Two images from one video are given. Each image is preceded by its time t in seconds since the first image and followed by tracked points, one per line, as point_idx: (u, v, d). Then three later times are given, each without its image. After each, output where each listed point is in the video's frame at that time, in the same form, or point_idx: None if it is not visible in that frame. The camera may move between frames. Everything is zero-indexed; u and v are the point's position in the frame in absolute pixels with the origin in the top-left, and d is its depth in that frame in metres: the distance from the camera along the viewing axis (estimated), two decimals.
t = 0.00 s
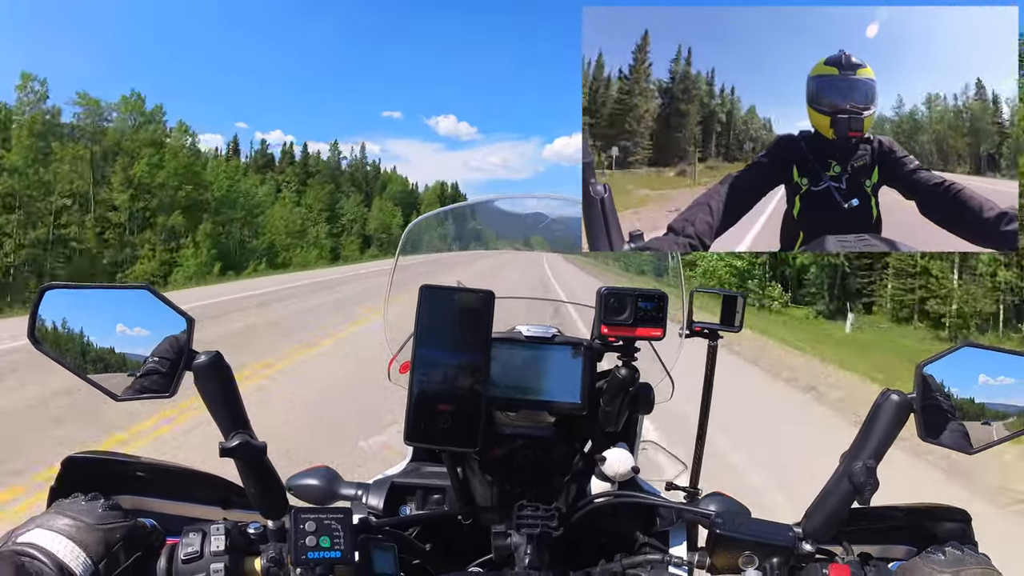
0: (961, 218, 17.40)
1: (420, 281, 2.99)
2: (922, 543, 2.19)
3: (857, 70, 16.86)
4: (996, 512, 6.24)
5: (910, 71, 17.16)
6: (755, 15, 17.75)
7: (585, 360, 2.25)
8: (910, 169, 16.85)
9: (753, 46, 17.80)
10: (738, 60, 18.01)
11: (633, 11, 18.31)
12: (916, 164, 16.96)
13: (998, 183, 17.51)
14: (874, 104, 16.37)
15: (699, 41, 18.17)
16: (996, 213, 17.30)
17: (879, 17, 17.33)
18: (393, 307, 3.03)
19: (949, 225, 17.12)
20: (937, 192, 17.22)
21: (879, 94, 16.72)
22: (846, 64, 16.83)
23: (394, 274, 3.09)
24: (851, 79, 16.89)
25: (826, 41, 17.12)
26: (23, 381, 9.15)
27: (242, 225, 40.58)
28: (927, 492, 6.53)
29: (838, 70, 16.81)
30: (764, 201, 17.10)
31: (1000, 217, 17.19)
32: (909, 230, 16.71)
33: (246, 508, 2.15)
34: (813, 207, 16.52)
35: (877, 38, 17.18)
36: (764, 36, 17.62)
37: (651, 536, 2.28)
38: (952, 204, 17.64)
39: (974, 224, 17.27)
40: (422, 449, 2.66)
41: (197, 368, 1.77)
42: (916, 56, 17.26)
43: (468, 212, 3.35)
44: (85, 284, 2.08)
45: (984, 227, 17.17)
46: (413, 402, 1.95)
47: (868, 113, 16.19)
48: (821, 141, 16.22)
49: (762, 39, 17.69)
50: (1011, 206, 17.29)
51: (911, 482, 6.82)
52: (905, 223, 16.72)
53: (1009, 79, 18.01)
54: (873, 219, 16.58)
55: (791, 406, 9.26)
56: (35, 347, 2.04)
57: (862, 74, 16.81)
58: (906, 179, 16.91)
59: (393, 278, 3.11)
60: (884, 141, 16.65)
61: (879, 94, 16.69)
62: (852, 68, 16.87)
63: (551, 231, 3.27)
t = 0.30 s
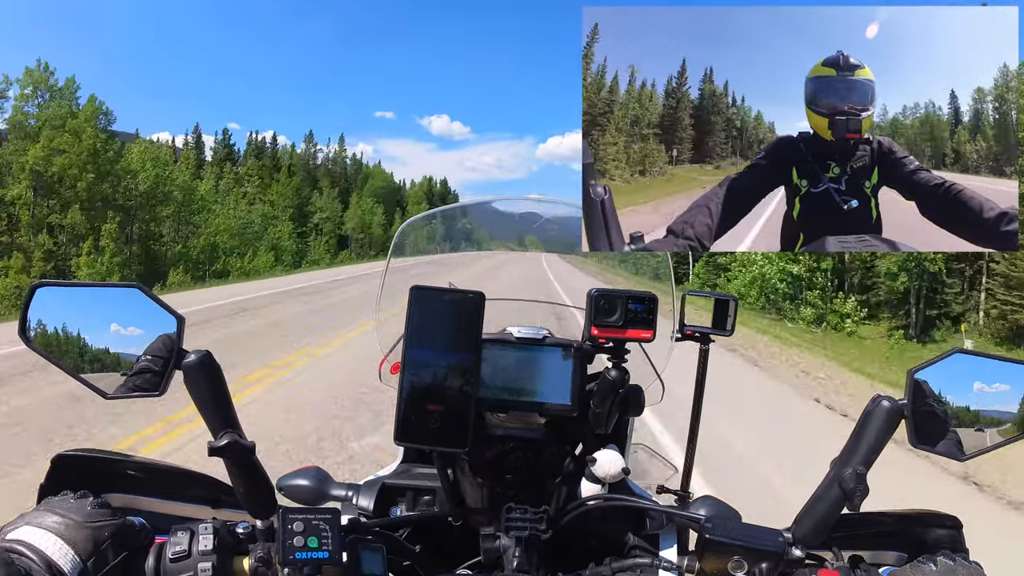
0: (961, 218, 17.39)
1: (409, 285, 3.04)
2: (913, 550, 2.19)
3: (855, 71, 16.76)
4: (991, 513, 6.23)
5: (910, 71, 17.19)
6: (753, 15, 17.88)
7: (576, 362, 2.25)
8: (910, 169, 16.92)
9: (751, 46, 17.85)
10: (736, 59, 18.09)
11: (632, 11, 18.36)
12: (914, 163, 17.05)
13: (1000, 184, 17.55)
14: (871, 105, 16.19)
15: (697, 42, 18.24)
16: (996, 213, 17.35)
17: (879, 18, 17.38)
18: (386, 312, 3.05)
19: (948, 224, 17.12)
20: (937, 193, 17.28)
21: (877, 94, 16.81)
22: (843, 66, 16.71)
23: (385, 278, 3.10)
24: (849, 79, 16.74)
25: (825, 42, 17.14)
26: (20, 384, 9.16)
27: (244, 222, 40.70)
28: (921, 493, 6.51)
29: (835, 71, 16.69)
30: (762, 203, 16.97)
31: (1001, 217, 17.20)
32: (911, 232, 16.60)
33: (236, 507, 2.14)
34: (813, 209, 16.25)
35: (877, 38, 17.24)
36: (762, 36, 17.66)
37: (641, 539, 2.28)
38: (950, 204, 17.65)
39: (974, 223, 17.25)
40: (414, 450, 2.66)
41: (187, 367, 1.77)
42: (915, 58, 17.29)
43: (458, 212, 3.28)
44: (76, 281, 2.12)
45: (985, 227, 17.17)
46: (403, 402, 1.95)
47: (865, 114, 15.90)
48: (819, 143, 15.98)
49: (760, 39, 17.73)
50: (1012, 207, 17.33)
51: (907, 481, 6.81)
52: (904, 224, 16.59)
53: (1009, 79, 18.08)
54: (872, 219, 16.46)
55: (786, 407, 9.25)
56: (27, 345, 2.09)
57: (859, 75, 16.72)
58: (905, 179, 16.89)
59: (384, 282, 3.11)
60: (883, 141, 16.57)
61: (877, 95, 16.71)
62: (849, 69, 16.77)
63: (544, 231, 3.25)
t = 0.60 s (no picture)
0: (960, 214, 17.02)
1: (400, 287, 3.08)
2: (902, 549, 2.20)
3: (856, 70, 16.78)
4: (986, 509, 6.19)
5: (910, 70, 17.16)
6: (752, 15, 17.82)
7: (567, 361, 2.26)
8: (909, 168, 16.87)
9: (750, 45, 17.83)
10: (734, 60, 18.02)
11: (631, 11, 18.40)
12: (915, 162, 17.01)
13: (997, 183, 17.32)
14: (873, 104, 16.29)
15: (695, 42, 18.24)
16: (995, 211, 16.85)
17: (879, 17, 17.37)
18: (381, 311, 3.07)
19: (947, 220, 16.85)
20: (937, 191, 17.29)
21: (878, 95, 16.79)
22: (845, 65, 16.78)
23: (377, 282, 3.15)
24: (851, 79, 16.83)
25: (825, 41, 17.20)
26: (19, 384, 9.20)
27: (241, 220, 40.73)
28: (917, 490, 6.47)
29: (837, 70, 16.78)
30: (764, 202, 17.07)
31: (1000, 215, 16.69)
32: (912, 230, 16.29)
33: (228, 504, 2.16)
34: (814, 208, 16.35)
35: (877, 38, 17.21)
36: (761, 36, 17.68)
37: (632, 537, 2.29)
38: (949, 202, 17.44)
39: (973, 220, 16.81)
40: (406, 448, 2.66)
41: (178, 364, 1.77)
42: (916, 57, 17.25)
43: (446, 211, 3.29)
44: (71, 277, 2.11)
45: (983, 225, 16.69)
46: (393, 401, 1.96)
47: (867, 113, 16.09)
48: (820, 142, 16.13)
49: (759, 39, 17.74)
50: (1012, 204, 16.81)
51: (902, 477, 6.76)
52: (905, 222, 16.39)
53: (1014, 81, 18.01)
54: (872, 218, 16.39)
55: (783, 405, 9.22)
56: (20, 343, 2.05)
57: (861, 74, 16.72)
58: (906, 177, 16.83)
59: (375, 284, 3.16)
60: (884, 140, 16.68)
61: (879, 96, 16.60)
62: (851, 68, 16.82)
63: (537, 230, 3.25)
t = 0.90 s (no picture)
0: (961, 213, 16.84)
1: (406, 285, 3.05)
2: (901, 550, 2.21)
3: (857, 70, 17.15)
4: (984, 510, 6.19)
5: (911, 71, 17.30)
6: (751, 15, 17.87)
7: (571, 362, 2.28)
8: (910, 168, 17.04)
9: (749, 45, 17.89)
10: (733, 61, 18.09)
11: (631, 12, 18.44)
12: (915, 163, 17.18)
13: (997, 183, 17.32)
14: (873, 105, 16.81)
15: (692, 42, 18.26)
16: (997, 211, 16.79)
17: (878, 18, 17.41)
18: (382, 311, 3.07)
19: (947, 221, 16.77)
20: (937, 192, 17.33)
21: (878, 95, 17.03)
22: (846, 65, 17.11)
23: (380, 282, 3.12)
24: (851, 79, 17.23)
25: (826, 41, 17.31)
26: (16, 385, 9.18)
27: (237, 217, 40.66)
28: (915, 491, 6.47)
29: (838, 70, 17.10)
30: (764, 202, 17.21)
31: (1001, 216, 16.68)
32: (912, 230, 16.43)
33: (232, 502, 2.16)
34: (814, 209, 16.54)
35: (876, 38, 17.29)
36: (760, 36, 17.72)
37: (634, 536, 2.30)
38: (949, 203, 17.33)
39: (973, 221, 16.57)
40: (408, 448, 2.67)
41: (186, 362, 1.78)
42: (915, 58, 17.37)
43: (436, 211, 3.30)
44: (75, 274, 2.11)
45: (984, 226, 16.53)
46: (399, 402, 1.96)
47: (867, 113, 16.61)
48: (820, 143, 16.48)
49: (758, 40, 17.79)
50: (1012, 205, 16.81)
51: (901, 478, 6.76)
52: (904, 222, 16.55)
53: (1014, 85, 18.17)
54: (873, 219, 16.54)
55: (781, 408, 9.21)
56: (27, 342, 2.06)
57: (862, 74, 17.10)
58: (906, 179, 17.05)
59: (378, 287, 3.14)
60: (883, 141, 16.86)
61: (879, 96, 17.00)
62: (851, 68, 17.16)
63: (532, 229, 3.27)
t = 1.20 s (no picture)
0: (961, 213, 17.04)
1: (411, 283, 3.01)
2: (905, 546, 2.21)
3: (854, 70, 17.13)
4: (985, 506, 6.18)
5: (909, 70, 17.31)
6: (751, 15, 17.90)
7: (576, 357, 2.28)
8: (908, 167, 16.93)
9: (748, 45, 17.90)
10: (732, 60, 18.07)
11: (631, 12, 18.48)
12: (914, 162, 17.03)
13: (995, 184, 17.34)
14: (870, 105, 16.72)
15: (691, 42, 18.28)
16: (996, 211, 16.97)
17: (878, 18, 17.40)
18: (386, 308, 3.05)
19: (947, 220, 16.99)
20: (938, 191, 17.18)
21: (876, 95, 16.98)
22: (842, 65, 17.09)
23: (384, 285, 3.05)
24: (848, 78, 17.21)
25: (824, 41, 17.34)
26: (19, 384, 9.21)
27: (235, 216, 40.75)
28: (915, 489, 6.46)
29: (835, 70, 17.10)
30: (763, 202, 17.20)
31: (1001, 215, 16.80)
32: (912, 230, 16.60)
33: (237, 497, 2.16)
34: (813, 208, 16.59)
35: (876, 38, 17.29)
36: (759, 36, 17.75)
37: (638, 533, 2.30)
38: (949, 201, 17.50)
39: (974, 220, 16.82)
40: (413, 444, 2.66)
41: (193, 356, 1.77)
42: (914, 57, 17.38)
43: (431, 211, 3.27)
44: (89, 268, 2.12)
45: (984, 225, 16.72)
46: (404, 396, 1.96)
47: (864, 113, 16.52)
48: (818, 142, 16.41)
49: (756, 39, 17.81)
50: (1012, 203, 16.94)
51: (901, 476, 6.74)
52: (904, 221, 16.65)
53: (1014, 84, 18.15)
54: (873, 218, 16.61)
55: (781, 407, 9.19)
56: (31, 332, 2.06)
57: (859, 74, 17.10)
58: (904, 177, 16.95)
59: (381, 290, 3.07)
60: (882, 140, 16.82)
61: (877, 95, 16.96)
62: (848, 68, 17.14)
63: (530, 226, 3.28)
